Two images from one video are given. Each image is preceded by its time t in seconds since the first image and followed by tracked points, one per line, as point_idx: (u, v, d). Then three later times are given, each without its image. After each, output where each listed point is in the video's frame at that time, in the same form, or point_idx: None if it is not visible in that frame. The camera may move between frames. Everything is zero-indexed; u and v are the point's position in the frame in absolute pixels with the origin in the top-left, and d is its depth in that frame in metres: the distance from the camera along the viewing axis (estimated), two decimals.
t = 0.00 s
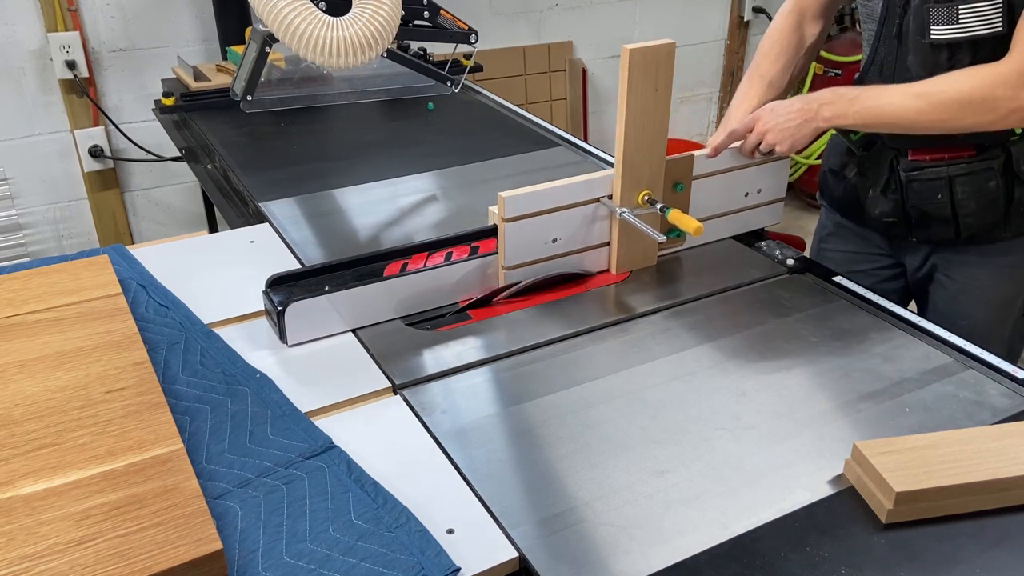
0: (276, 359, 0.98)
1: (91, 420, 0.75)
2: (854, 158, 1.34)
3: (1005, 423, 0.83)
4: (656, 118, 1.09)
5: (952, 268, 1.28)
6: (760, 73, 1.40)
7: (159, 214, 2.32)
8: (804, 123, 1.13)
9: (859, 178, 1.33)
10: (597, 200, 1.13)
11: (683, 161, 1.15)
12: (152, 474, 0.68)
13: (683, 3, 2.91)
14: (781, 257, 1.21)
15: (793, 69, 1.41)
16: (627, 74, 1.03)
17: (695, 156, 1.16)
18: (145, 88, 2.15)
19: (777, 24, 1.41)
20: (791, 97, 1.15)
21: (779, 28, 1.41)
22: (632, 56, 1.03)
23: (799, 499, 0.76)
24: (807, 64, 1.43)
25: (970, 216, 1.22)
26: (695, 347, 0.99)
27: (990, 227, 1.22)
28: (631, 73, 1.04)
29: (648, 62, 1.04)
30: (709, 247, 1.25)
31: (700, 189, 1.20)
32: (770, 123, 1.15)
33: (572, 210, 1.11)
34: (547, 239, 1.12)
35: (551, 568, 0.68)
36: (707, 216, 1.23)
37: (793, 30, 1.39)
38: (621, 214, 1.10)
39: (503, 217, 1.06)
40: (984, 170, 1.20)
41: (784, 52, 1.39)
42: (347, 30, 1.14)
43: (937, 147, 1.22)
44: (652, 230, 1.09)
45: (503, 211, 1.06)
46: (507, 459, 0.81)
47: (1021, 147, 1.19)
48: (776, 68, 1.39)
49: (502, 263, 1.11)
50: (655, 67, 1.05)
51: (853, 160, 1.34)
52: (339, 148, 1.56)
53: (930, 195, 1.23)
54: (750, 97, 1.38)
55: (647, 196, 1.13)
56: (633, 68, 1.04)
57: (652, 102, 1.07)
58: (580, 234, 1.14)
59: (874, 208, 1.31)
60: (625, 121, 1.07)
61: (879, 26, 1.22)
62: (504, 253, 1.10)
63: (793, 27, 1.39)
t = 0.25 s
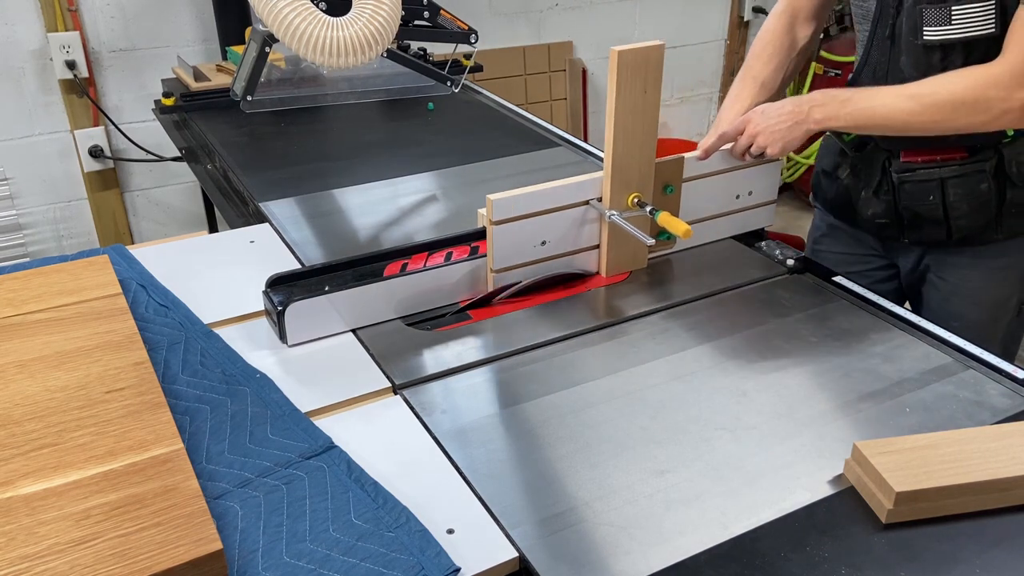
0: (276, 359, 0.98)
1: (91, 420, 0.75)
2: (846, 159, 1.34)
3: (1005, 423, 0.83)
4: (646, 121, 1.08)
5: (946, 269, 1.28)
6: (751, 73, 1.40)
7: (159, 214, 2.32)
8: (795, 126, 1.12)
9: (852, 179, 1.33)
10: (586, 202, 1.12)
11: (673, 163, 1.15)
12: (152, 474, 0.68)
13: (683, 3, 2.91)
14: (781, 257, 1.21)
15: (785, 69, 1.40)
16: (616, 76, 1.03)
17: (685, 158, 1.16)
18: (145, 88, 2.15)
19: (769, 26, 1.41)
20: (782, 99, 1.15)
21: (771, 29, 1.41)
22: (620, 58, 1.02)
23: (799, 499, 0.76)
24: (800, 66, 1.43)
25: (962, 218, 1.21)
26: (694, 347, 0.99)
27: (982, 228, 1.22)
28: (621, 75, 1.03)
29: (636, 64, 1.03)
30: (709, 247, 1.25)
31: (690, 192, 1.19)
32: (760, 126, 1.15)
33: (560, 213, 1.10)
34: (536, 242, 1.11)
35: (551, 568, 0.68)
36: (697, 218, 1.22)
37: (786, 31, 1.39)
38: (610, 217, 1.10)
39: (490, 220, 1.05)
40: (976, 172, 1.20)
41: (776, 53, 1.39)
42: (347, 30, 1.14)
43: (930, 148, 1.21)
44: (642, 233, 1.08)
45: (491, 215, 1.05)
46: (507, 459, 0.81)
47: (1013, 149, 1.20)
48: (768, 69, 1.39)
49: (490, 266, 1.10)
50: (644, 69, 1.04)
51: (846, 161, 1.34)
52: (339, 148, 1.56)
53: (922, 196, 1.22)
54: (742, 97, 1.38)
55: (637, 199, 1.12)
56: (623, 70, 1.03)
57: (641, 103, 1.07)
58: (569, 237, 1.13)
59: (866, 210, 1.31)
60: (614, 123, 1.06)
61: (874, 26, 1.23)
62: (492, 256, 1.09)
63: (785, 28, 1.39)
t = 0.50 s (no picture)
0: (276, 359, 0.98)
1: (91, 420, 0.75)
2: (841, 158, 1.34)
3: (1005, 423, 0.83)
4: (644, 121, 1.08)
5: (944, 269, 1.28)
6: (749, 73, 1.39)
7: (159, 214, 2.32)
8: (777, 124, 1.10)
9: (848, 178, 1.34)
10: (585, 203, 1.12)
11: (671, 163, 1.15)
12: (152, 474, 0.68)
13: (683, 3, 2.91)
14: (781, 257, 1.21)
15: (782, 69, 1.40)
16: (614, 76, 1.02)
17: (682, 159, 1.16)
18: (145, 88, 2.15)
19: (766, 26, 1.41)
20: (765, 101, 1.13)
21: (768, 30, 1.41)
22: (618, 58, 1.02)
23: (799, 499, 0.76)
24: (797, 66, 1.43)
25: (956, 217, 1.22)
26: (695, 347, 0.99)
27: (976, 226, 1.22)
28: (618, 75, 1.03)
29: (635, 64, 1.03)
30: (709, 247, 1.25)
31: (688, 192, 1.19)
32: (742, 124, 1.13)
33: (559, 213, 1.10)
34: (533, 242, 1.11)
35: (551, 568, 0.68)
36: (694, 219, 1.22)
37: (782, 31, 1.39)
38: (609, 217, 1.10)
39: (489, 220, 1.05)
40: (969, 171, 1.20)
41: (773, 52, 1.39)
42: (347, 30, 1.14)
43: (923, 148, 1.21)
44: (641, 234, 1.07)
45: (489, 215, 1.05)
46: (507, 459, 0.81)
47: (1007, 148, 1.19)
48: (765, 69, 1.39)
49: (488, 267, 1.10)
50: (642, 69, 1.04)
51: (841, 160, 1.34)
52: (339, 148, 1.56)
53: (916, 195, 1.23)
54: (740, 97, 1.37)
55: (636, 199, 1.12)
56: (621, 70, 1.03)
57: (639, 103, 1.06)
58: (567, 237, 1.13)
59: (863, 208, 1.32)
60: (611, 123, 1.06)
61: (867, 26, 1.22)
62: (490, 256, 1.09)
63: (782, 28, 1.40)
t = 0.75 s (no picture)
0: (276, 359, 0.98)
1: (91, 420, 0.75)
2: (838, 160, 1.35)
3: (1005, 423, 0.83)
4: (635, 124, 1.08)
5: (942, 270, 1.28)
6: (743, 75, 1.39)
7: (159, 214, 2.32)
8: (768, 126, 1.08)
9: (845, 180, 1.34)
10: (576, 205, 1.12)
11: (662, 166, 1.14)
12: (152, 474, 0.68)
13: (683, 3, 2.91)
14: (781, 257, 1.21)
15: (776, 71, 1.40)
16: (604, 78, 1.03)
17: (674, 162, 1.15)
18: (145, 88, 2.15)
19: (760, 28, 1.41)
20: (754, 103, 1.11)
21: (761, 32, 1.40)
22: (608, 60, 1.02)
23: (799, 499, 0.76)
24: (790, 69, 1.42)
25: (953, 218, 1.22)
26: (694, 347, 0.99)
27: (973, 227, 1.22)
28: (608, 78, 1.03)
29: (626, 66, 1.03)
30: (709, 248, 1.25)
31: (681, 194, 1.19)
32: (732, 127, 1.11)
33: (549, 216, 1.10)
34: (525, 245, 1.10)
35: (551, 568, 0.68)
36: (685, 220, 1.22)
37: (776, 33, 1.39)
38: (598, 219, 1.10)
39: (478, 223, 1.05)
40: (967, 171, 1.20)
41: (767, 54, 1.39)
42: (347, 30, 1.14)
43: (920, 149, 1.21)
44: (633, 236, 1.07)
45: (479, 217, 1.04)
46: (507, 459, 0.81)
47: (1005, 148, 1.19)
48: (759, 71, 1.38)
49: (478, 269, 1.09)
50: (633, 71, 1.04)
51: (839, 161, 1.35)
52: (339, 148, 1.56)
53: (914, 196, 1.23)
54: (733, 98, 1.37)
55: (626, 202, 1.12)
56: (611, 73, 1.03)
57: (629, 106, 1.07)
58: (558, 240, 1.13)
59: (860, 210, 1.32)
60: (602, 127, 1.06)
61: (862, 29, 1.22)
62: (480, 258, 1.08)
63: (776, 31, 1.40)
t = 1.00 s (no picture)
0: (276, 359, 0.97)
1: (91, 420, 0.75)
2: (837, 161, 1.35)
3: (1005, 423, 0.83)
4: (630, 125, 1.08)
5: (941, 272, 1.28)
6: (739, 75, 1.39)
7: (159, 214, 2.32)
8: (762, 126, 1.08)
9: (844, 181, 1.34)
10: (571, 206, 1.11)
11: (657, 167, 1.14)
12: (152, 474, 0.68)
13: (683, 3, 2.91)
14: (781, 257, 1.21)
15: (772, 72, 1.40)
16: (599, 79, 1.03)
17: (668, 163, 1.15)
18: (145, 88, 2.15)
19: (756, 29, 1.41)
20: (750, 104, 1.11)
21: (758, 32, 1.40)
22: (602, 61, 1.02)
23: (799, 500, 0.76)
24: (787, 69, 1.42)
25: (952, 220, 1.21)
26: (694, 347, 0.99)
27: (973, 228, 1.22)
28: (603, 79, 1.03)
29: (620, 67, 1.03)
30: (709, 248, 1.25)
31: (677, 195, 1.19)
32: (727, 129, 1.11)
33: (544, 217, 1.09)
34: (519, 246, 1.10)
35: (551, 568, 0.68)
36: (679, 222, 1.22)
37: (773, 34, 1.39)
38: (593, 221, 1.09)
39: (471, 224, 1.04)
40: (966, 173, 1.19)
41: (763, 55, 1.39)
42: (347, 30, 1.14)
43: (920, 150, 1.21)
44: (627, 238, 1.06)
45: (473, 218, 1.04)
46: (508, 459, 0.81)
47: (1004, 149, 1.19)
48: (755, 71, 1.39)
49: (472, 270, 1.09)
50: (628, 72, 1.04)
51: (837, 163, 1.35)
52: (339, 148, 1.56)
53: (913, 198, 1.23)
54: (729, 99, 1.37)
55: (621, 203, 1.11)
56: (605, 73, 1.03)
57: (623, 107, 1.06)
58: (552, 241, 1.12)
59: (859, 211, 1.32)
60: (596, 127, 1.06)
61: (860, 30, 1.22)
62: (474, 259, 1.07)
63: (772, 31, 1.40)
